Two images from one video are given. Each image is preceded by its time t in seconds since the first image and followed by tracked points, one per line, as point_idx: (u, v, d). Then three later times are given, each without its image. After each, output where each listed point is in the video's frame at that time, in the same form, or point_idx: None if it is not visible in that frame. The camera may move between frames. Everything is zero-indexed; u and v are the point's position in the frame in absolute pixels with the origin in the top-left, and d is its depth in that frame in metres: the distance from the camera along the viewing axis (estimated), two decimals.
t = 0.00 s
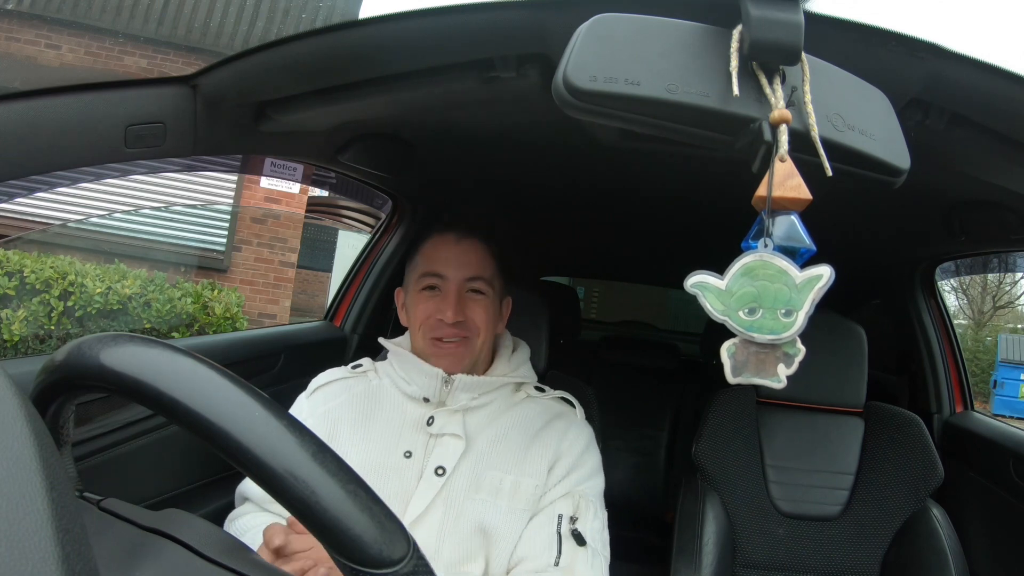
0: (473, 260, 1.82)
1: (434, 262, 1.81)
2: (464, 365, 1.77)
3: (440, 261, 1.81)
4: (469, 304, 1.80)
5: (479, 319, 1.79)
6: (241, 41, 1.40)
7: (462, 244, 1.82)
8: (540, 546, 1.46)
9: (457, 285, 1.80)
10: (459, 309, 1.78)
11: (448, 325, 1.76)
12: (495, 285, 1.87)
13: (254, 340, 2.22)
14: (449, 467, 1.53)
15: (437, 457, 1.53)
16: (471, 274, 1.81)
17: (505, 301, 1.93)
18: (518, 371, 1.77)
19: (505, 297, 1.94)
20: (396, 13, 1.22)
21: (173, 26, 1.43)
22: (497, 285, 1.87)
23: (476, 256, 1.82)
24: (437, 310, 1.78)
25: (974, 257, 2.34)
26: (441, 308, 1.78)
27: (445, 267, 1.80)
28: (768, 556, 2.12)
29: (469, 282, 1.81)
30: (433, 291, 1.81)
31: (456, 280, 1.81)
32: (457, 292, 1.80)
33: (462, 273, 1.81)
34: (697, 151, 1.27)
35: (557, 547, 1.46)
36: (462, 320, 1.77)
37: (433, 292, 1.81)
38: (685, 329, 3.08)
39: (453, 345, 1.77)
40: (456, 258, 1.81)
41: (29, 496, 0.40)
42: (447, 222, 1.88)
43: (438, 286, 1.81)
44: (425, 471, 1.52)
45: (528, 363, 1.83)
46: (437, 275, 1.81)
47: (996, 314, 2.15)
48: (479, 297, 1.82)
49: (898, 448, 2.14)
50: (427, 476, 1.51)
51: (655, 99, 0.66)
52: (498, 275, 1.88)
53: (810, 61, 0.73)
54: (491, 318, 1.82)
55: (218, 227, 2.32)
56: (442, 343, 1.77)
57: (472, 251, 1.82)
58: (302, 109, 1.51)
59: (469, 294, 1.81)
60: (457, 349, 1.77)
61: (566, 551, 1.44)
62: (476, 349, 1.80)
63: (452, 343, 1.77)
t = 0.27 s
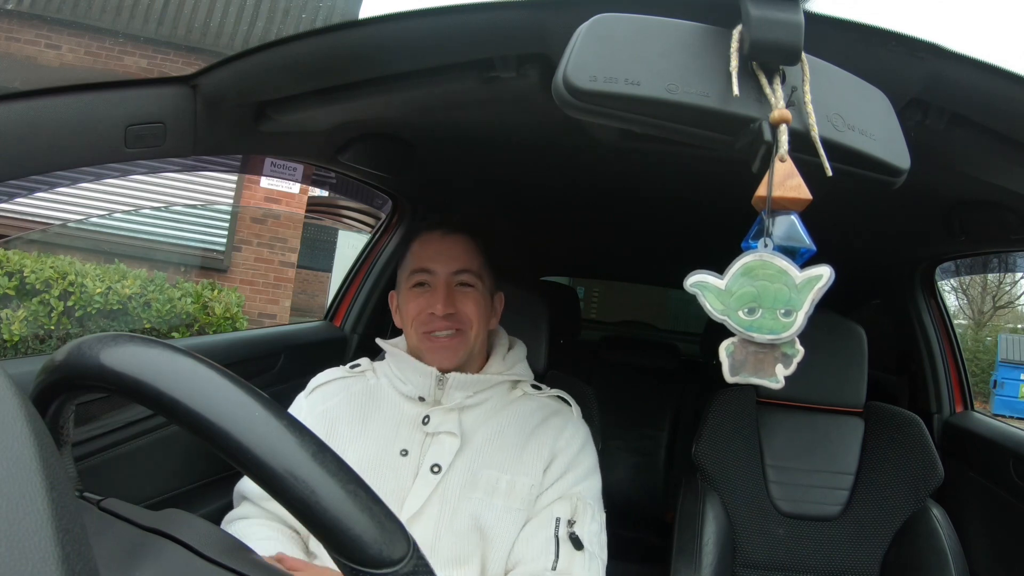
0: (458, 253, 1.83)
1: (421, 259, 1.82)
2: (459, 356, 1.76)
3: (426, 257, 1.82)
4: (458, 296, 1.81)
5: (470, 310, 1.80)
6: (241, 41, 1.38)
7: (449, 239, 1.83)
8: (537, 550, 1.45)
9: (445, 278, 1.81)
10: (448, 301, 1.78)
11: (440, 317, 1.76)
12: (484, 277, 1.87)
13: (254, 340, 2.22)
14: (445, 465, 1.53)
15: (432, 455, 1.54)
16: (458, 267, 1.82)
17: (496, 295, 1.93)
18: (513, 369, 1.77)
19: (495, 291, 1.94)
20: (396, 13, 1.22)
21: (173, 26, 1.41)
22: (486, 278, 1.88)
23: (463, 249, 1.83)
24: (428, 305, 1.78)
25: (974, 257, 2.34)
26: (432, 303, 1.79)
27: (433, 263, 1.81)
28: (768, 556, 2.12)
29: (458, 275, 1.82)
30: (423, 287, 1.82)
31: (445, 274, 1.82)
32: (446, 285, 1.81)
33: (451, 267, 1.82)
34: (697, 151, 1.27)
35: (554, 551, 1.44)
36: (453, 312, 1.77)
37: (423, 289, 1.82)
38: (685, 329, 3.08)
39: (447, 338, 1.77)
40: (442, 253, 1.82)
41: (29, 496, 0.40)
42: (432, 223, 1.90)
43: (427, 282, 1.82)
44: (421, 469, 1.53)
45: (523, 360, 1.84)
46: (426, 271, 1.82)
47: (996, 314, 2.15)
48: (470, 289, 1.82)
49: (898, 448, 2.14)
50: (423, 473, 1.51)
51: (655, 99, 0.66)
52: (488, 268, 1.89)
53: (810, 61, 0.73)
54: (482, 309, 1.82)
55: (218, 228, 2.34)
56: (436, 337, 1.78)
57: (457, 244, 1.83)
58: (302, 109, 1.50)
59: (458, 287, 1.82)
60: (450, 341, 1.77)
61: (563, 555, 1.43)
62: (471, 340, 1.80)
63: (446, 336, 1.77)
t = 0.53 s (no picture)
0: (459, 249, 1.86)
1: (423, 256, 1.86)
2: (458, 351, 1.77)
3: (428, 254, 1.85)
4: (458, 291, 1.83)
5: (469, 305, 1.81)
6: (241, 40, 1.36)
7: (448, 236, 1.86)
8: (554, 562, 1.43)
9: (445, 273, 1.84)
10: (447, 295, 1.81)
11: (439, 310, 1.78)
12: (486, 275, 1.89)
13: (254, 340, 2.22)
14: (447, 466, 1.53)
15: (435, 456, 1.54)
16: (458, 263, 1.85)
17: (498, 296, 1.95)
18: (516, 369, 1.77)
19: (498, 292, 1.95)
20: (396, 14, 1.22)
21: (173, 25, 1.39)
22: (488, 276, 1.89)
23: (463, 245, 1.86)
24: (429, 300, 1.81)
25: (974, 257, 2.34)
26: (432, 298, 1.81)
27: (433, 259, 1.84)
28: (768, 556, 2.12)
29: (458, 271, 1.85)
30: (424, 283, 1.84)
31: (445, 270, 1.84)
32: (446, 281, 1.84)
33: (450, 263, 1.84)
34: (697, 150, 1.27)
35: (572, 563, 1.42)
36: (452, 306, 1.79)
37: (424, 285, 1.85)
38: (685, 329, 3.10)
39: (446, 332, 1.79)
40: (443, 249, 1.85)
41: (29, 495, 0.40)
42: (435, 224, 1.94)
43: (428, 277, 1.84)
44: (423, 470, 1.52)
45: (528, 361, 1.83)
46: (427, 267, 1.85)
47: (996, 314, 2.15)
48: (470, 285, 1.84)
49: (898, 448, 2.15)
50: (424, 475, 1.51)
51: (655, 99, 0.66)
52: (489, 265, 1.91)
53: (810, 61, 0.73)
54: (483, 305, 1.83)
55: (219, 227, 2.29)
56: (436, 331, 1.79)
57: (458, 241, 1.86)
58: (302, 109, 1.50)
59: (459, 283, 1.84)
60: (450, 335, 1.78)
61: (581, 566, 1.40)
62: (471, 335, 1.80)
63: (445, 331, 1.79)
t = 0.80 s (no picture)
0: (471, 251, 1.86)
1: (434, 253, 1.87)
2: (456, 351, 1.77)
3: (439, 252, 1.86)
4: (464, 292, 1.83)
5: (474, 307, 1.81)
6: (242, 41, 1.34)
7: (461, 236, 1.87)
8: (555, 568, 1.44)
9: (453, 273, 1.84)
10: (453, 295, 1.81)
11: (442, 308, 1.79)
12: (496, 280, 1.88)
13: (254, 340, 2.22)
14: (447, 470, 1.53)
15: (435, 459, 1.54)
16: (468, 264, 1.85)
17: (507, 302, 1.94)
18: (518, 372, 1.78)
19: (508, 299, 1.95)
20: (396, 14, 1.22)
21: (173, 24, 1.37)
22: (498, 281, 1.89)
23: (475, 247, 1.86)
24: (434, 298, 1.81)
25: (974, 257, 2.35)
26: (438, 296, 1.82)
27: (442, 257, 1.85)
28: (768, 556, 2.12)
29: (467, 272, 1.85)
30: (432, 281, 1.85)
31: (454, 269, 1.85)
32: (454, 281, 1.84)
33: (460, 263, 1.85)
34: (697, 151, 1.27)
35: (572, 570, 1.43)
36: (456, 305, 1.80)
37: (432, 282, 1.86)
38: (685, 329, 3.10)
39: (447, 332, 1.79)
40: (455, 249, 1.85)
41: (28, 495, 0.40)
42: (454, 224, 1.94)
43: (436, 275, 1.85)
44: (423, 474, 1.52)
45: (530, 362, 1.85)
46: (436, 265, 1.86)
47: (996, 314, 2.16)
48: (477, 287, 1.84)
49: (898, 449, 2.15)
50: (425, 478, 1.51)
51: (655, 99, 0.66)
52: (500, 271, 1.90)
53: (810, 61, 0.73)
54: (488, 308, 1.83)
55: (219, 227, 2.29)
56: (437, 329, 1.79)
57: (471, 243, 1.87)
58: (302, 109, 1.50)
59: (466, 283, 1.84)
60: (450, 334, 1.78)
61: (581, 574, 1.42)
62: (471, 338, 1.79)
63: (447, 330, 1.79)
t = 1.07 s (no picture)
0: (474, 254, 1.86)
1: (437, 255, 1.87)
2: (457, 354, 1.77)
3: (442, 254, 1.87)
4: (466, 295, 1.83)
5: (476, 310, 1.81)
6: (241, 40, 1.35)
7: (465, 239, 1.88)
8: (555, 569, 1.43)
9: (456, 275, 1.85)
10: (455, 297, 1.82)
11: (444, 311, 1.79)
12: (498, 284, 1.89)
13: (254, 340, 2.22)
14: (448, 468, 1.53)
15: (436, 457, 1.54)
16: (471, 267, 1.86)
17: (509, 306, 1.94)
18: (519, 371, 1.78)
19: (510, 302, 1.95)
20: (396, 13, 1.22)
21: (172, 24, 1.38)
22: (500, 285, 1.89)
23: (478, 250, 1.87)
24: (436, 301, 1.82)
25: (974, 257, 2.34)
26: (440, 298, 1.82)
27: (445, 259, 1.86)
28: (768, 556, 2.12)
29: (469, 275, 1.85)
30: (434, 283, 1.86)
31: (457, 272, 1.85)
32: (456, 283, 1.85)
33: (463, 265, 1.86)
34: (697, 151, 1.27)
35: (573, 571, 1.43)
36: (458, 308, 1.80)
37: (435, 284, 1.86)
38: (685, 328, 3.10)
39: (448, 334, 1.79)
40: (458, 251, 1.86)
41: (28, 495, 0.40)
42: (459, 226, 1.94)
43: (439, 277, 1.86)
44: (423, 471, 1.52)
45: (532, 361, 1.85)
46: (438, 267, 1.87)
47: (996, 314, 2.15)
48: (480, 290, 1.85)
49: (898, 449, 2.15)
50: (425, 475, 1.51)
51: (655, 99, 0.66)
52: (502, 274, 1.91)
53: (810, 61, 0.73)
54: (490, 311, 1.83)
55: (219, 227, 2.29)
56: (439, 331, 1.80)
57: (475, 246, 1.87)
58: (302, 109, 1.50)
59: (469, 286, 1.85)
60: (451, 337, 1.78)
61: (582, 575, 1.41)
62: (472, 340, 1.80)
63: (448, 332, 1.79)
